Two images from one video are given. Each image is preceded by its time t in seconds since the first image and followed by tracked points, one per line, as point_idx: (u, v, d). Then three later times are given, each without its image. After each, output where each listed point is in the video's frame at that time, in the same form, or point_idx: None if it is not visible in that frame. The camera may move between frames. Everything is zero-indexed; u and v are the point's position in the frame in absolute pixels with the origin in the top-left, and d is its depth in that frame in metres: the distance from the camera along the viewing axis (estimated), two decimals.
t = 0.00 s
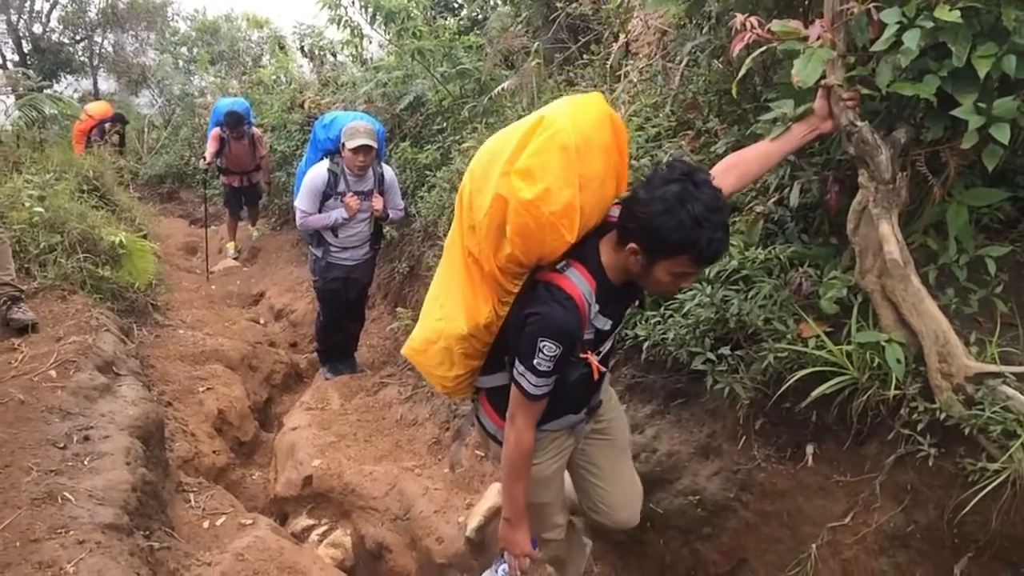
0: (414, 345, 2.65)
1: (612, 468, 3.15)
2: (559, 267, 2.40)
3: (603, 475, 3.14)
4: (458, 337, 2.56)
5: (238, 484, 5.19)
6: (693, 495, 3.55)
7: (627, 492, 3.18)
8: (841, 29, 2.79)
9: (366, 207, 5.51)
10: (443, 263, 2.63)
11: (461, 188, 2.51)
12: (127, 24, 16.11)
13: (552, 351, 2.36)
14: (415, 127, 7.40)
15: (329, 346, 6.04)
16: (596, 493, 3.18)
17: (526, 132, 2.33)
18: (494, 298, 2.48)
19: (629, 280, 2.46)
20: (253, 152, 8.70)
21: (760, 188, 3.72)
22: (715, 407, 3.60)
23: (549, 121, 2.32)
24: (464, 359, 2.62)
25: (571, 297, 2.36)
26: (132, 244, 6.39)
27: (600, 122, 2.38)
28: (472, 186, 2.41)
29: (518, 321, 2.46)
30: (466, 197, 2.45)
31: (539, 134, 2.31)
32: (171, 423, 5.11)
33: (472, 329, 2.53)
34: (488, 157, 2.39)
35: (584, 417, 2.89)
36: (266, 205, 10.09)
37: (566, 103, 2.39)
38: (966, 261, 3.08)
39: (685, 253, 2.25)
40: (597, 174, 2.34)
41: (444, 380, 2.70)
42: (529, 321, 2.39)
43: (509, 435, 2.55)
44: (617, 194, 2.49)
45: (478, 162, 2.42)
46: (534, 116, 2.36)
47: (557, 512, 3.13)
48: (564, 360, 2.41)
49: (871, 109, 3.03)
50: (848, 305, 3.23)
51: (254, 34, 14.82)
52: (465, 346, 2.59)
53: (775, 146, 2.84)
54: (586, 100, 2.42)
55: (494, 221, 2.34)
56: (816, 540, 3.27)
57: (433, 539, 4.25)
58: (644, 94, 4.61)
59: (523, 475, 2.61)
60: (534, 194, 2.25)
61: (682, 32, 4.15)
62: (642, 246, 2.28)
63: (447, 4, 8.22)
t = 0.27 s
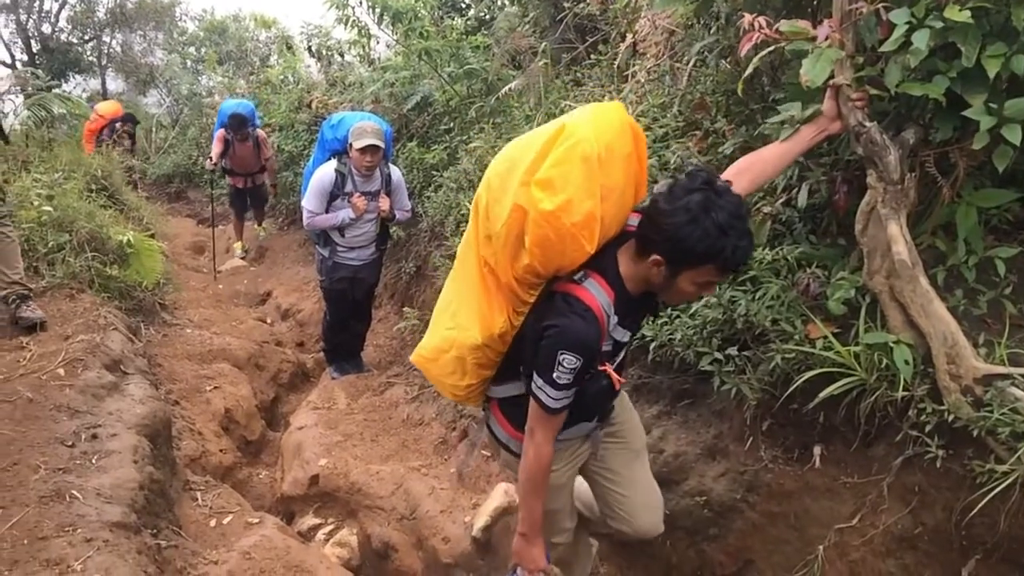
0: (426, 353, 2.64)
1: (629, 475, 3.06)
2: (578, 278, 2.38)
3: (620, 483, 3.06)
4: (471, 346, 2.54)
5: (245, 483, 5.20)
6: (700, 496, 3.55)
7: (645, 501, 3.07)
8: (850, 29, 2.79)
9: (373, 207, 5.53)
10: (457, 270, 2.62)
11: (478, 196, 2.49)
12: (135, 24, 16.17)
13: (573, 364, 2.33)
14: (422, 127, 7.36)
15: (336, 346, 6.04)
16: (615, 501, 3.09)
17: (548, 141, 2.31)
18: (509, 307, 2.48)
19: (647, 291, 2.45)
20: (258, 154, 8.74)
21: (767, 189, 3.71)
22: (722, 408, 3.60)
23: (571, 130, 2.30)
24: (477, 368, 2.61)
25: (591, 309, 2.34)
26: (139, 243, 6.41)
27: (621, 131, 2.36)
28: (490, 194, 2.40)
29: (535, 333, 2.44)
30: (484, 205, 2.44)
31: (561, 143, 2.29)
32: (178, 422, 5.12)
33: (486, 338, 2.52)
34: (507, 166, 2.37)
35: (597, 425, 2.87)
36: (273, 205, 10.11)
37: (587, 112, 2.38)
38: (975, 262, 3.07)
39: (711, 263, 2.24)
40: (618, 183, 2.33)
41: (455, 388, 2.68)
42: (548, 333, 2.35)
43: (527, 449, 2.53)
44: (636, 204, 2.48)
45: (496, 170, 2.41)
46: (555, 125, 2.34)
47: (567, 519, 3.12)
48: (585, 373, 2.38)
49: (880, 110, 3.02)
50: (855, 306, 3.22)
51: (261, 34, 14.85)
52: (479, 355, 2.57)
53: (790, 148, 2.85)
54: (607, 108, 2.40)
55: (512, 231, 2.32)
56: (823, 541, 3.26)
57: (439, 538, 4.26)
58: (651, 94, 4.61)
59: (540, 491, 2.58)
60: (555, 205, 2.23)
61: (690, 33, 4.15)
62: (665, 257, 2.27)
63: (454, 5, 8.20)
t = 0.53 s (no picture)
0: (440, 362, 2.63)
1: (646, 480, 3.03)
2: (598, 289, 2.34)
3: (639, 488, 3.03)
4: (487, 357, 2.54)
5: (253, 481, 5.22)
6: (708, 497, 3.54)
7: (665, 504, 3.04)
8: (861, 28, 2.77)
9: (382, 207, 5.53)
10: (473, 279, 2.61)
11: (497, 206, 2.49)
12: (145, 23, 16.24)
13: (594, 378, 2.31)
14: (430, 126, 7.34)
15: (344, 345, 6.05)
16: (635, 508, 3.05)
17: (571, 154, 2.30)
18: (528, 319, 2.47)
19: (668, 300, 2.44)
20: (264, 155, 8.72)
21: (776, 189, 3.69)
22: (731, 409, 3.59)
23: (594, 144, 2.30)
24: (492, 378, 2.61)
25: (613, 322, 2.31)
26: (149, 241, 6.43)
27: (644, 145, 2.35)
28: (510, 206, 2.39)
29: (554, 345, 2.41)
30: (503, 216, 2.43)
31: (584, 157, 2.28)
32: (187, 420, 5.13)
33: (503, 348, 2.52)
34: (528, 178, 2.36)
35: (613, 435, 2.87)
36: (281, 204, 10.12)
37: (610, 125, 2.37)
38: (986, 263, 3.04)
39: (738, 275, 2.24)
40: (641, 197, 2.32)
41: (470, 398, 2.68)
42: (569, 347, 2.33)
43: (546, 463, 2.50)
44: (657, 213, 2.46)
45: (517, 181, 2.40)
46: (577, 138, 2.33)
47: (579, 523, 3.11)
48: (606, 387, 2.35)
49: (891, 110, 3.02)
50: (865, 307, 3.21)
51: (270, 34, 14.87)
52: (495, 365, 2.57)
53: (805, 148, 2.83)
54: (630, 121, 2.39)
55: (533, 243, 2.32)
56: (832, 542, 3.25)
57: (446, 537, 4.26)
58: (661, 94, 4.61)
59: (560, 505, 2.54)
60: (579, 219, 2.22)
61: (700, 32, 4.16)
62: (692, 269, 2.26)
63: (463, 5, 8.13)
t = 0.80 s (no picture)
0: (456, 370, 2.59)
1: (665, 484, 2.98)
2: (622, 302, 2.30)
3: (657, 493, 2.98)
4: (506, 367, 2.51)
5: (261, 478, 5.23)
6: (716, 498, 3.53)
7: (683, 508, 2.99)
8: (874, 28, 2.76)
9: (391, 206, 5.54)
10: (491, 287, 2.57)
11: (517, 215, 2.43)
12: (157, 21, 16.30)
13: (619, 393, 2.27)
14: (440, 125, 7.34)
15: (353, 343, 6.06)
16: (655, 514, 3.01)
17: (596, 166, 2.24)
18: (548, 330, 2.44)
19: (692, 311, 2.38)
20: (272, 155, 8.78)
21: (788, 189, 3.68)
22: (740, 409, 3.59)
23: (620, 157, 2.24)
24: (509, 388, 2.57)
25: (637, 336, 2.27)
26: (159, 238, 6.46)
27: (670, 158, 2.30)
28: (532, 217, 2.33)
29: (577, 357, 2.38)
30: (524, 227, 2.37)
31: (610, 170, 2.22)
32: (196, 416, 5.15)
33: (522, 358, 2.49)
34: (550, 189, 2.31)
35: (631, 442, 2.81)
36: (291, 202, 10.14)
37: (636, 137, 2.31)
38: (998, 265, 3.03)
39: (768, 289, 2.17)
40: (666, 210, 2.27)
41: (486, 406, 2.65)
42: (592, 360, 2.29)
43: (567, 477, 2.48)
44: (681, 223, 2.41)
45: (539, 191, 2.34)
46: (603, 150, 2.27)
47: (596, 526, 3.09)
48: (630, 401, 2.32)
49: (903, 110, 3.01)
50: (876, 308, 3.20)
51: (281, 33, 14.91)
52: (513, 375, 2.54)
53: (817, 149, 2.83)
54: (656, 133, 2.34)
55: (556, 257, 2.27)
56: (841, 544, 3.24)
57: (454, 536, 4.26)
58: (671, 94, 4.60)
59: (580, 519, 2.53)
60: (604, 235, 2.16)
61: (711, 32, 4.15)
62: (720, 283, 2.20)
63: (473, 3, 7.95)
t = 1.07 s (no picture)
0: (476, 381, 2.55)
1: (688, 493, 2.89)
2: (648, 317, 2.22)
3: (680, 503, 2.89)
4: (527, 380, 2.46)
5: (270, 477, 5.24)
6: (725, 500, 3.52)
7: (707, 516, 2.89)
8: (886, 30, 2.75)
9: (400, 207, 5.54)
10: (512, 299, 2.51)
11: (541, 228, 2.37)
12: (168, 22, 16.37)
13: (645, 408, 2.20)
14: (450, 126, 7.34)
15: (362, 344, 6.07)
16: (677, 522, 2.92)
17: (624, 181, 2.17)
18: (572, 343, 2.39)
19: (718, 324, 2.33)
20: (281, 157, 8.81)
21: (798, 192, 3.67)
22: (749, 412, 3.58)
23: (648, 172, 2.16)
24: (530, 401, 2.53)
25: (665, 351, 2.20)
26: (170, 238, 6.49)
27: (699, 173, 2.22)
28: (556, 231, 2.27)
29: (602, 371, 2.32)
30: (548, 241, 2.31)
31: (638, 186, 2.15)
32: (205, 416, 5.16)
33: (545, 371, 2.44)
34: (576, 204, 2.24)
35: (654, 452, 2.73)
36: (301, 203, 10.17)
37: (664, 152, 2.23)
38: (1009, 268, 3.01)
39: (801, 305, 2.14)
40: (695, 226, 2.19)
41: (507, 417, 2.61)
42: (617, 374, 2.22)
43: (590, 491, 2.38)
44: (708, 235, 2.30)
45: (563, 205, 2.27)
46: (630, 164, 2.20)
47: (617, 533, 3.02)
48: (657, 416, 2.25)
49: (915, 113, 3.00)
50: (887, 311, 3.18)
51: (292, 34, 14.94)
52: (536, 388, 2.49)
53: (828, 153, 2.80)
54: (684, 147, 2.26)
55: (581, 272, 2.20)
56: (850, 548, 3.24)
57: (462, 537, 4.26)
58: (681, 95, 4.59)
59: (603, 534, 2.41)
60: (632, 252, 2.09)
61: (722, 34, 4.14)
62: (752, 299, 2.16)
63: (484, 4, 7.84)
